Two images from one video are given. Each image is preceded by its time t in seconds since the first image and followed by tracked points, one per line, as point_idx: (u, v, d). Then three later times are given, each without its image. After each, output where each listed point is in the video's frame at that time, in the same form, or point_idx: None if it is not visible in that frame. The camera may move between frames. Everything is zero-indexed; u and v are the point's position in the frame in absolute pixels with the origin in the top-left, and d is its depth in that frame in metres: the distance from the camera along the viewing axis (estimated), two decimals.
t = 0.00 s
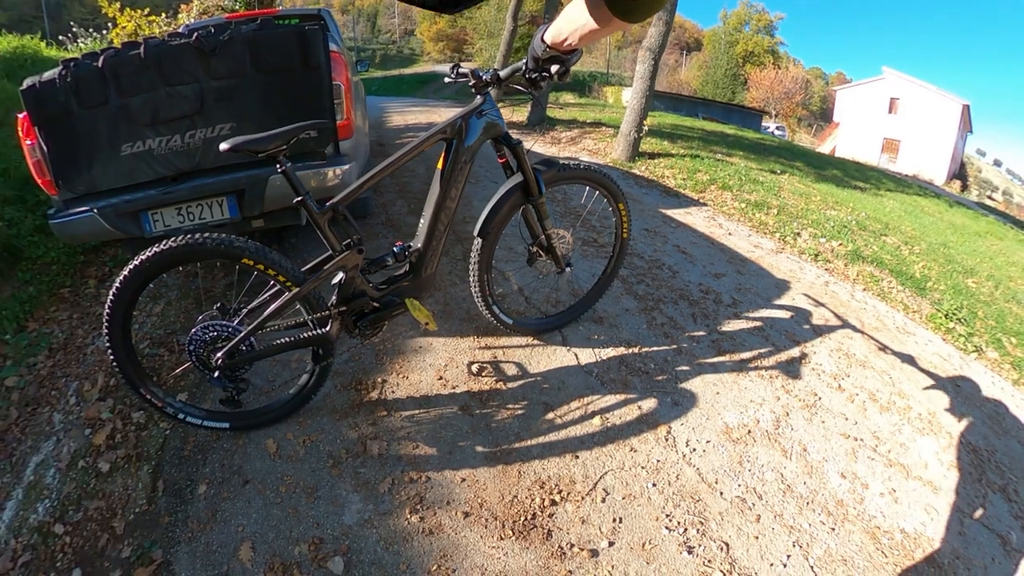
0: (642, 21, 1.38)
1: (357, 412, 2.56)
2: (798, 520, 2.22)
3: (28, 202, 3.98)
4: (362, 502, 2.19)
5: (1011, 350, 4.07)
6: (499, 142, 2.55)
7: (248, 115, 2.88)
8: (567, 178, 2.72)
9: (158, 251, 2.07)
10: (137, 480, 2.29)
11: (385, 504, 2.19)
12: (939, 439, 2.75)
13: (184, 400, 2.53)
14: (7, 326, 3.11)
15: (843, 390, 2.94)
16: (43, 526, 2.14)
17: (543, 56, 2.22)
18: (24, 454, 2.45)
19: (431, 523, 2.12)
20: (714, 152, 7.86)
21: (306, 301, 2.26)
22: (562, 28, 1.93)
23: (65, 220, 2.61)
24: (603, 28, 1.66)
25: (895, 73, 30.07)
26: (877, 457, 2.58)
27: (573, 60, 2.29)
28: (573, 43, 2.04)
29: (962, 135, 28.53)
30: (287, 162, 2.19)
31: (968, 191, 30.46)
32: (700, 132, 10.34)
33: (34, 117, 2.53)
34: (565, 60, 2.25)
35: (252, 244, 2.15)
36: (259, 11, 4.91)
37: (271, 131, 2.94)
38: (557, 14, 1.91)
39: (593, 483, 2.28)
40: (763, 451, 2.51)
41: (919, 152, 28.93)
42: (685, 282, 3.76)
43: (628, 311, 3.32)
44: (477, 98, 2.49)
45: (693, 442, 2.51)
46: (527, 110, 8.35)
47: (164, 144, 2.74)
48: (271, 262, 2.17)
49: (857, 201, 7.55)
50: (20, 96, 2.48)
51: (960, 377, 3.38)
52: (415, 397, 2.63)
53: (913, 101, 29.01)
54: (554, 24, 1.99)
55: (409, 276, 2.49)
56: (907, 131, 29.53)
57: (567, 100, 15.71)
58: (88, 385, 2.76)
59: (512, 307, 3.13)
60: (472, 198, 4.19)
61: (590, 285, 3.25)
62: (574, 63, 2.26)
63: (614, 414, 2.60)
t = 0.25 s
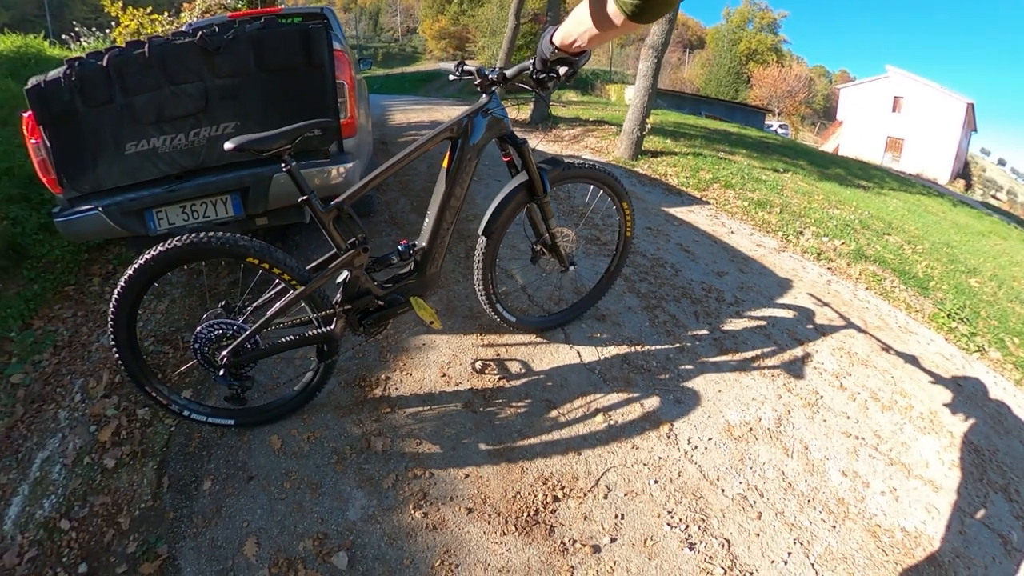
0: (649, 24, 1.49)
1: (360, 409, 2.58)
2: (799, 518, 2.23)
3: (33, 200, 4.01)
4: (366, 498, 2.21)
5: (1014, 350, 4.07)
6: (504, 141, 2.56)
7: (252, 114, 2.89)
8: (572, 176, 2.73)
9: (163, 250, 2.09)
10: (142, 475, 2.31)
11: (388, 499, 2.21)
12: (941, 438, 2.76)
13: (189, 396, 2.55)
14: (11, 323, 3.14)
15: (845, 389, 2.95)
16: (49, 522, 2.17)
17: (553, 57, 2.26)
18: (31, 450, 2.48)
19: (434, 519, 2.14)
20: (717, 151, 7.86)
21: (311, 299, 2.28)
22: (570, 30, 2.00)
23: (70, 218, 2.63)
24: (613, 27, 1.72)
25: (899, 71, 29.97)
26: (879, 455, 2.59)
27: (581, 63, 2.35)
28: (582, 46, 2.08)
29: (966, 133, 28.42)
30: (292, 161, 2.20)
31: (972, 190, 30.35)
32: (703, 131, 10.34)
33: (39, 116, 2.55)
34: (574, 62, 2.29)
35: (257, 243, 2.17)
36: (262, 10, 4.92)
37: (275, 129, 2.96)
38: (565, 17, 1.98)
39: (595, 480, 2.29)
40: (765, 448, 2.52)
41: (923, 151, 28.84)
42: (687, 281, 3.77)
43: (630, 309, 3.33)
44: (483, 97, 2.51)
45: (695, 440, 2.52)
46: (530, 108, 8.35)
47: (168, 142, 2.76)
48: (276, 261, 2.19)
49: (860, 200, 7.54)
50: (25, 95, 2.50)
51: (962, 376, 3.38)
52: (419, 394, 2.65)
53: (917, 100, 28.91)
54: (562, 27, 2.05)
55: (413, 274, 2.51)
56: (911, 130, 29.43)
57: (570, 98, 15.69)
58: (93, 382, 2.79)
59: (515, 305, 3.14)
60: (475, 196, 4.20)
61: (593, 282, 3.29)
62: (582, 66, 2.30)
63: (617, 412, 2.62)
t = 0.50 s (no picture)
0: (650, 24, 1.43)
1: (364, 403, 2.60)
2: (798, 517, 2.24)
3: (41, 196, 4.05)
4: (368, 491, 2.24)
5: (1019, 351, 4.05)
6: (507, 139, 2.58)
7: (258, 111, 2.92)
8: (576, 175, 2.74)
9: (169, 247, 2.11)
10: (148, 467, 2.34)
11: (390, 492, 2.24)
12: (942, 439, 2.76)
13: (194, 390, 2.58)
14: (20, 317, 3.18)
15: (846, 388, 2.96)
16: (56, 512, 2.20)
17: (556, 58, 2.24)
18: (38, 443, 2.52)
19: (435, 512, 2.16)
20: (722, 149, 7.84)
21: (316, 295, 2.31)
22: (572, 30, 1.96)
23: (78, 215, 2.67)
24: (614, 29, 1.68)
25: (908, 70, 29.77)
26: (879, 455, 2.60)
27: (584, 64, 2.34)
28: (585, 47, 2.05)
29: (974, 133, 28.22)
30: (297, 158, 2.22)
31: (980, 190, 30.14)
32: (709, 130, 10.31)
33: (47, 114, 2.57)
34: (577, 62, 2.27)
35: (263, 240, 2.19)
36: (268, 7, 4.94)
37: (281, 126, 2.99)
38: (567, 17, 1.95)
39: (595, 475, 2.32)
40: (765, 447, 2.54)
41: (931, 151, 28.66)
42: (690, 279, 3.78)
43: (633, 307, 3.35)
44: (486, 95, 2.52)
45: (695, 437, 2.54)
46: (535, 106, 8.36)
47: (175, 140, 2.79)
48: (281, 257, 2.21)
49: (866, 200, 7.52)
50: (33, 93, 2.52)
51: (965, 378, 3.38)
52: (422, 389, 2.68)
53: (925, 100, 28.72)
54: (565, 28, 2.02)
55: (417, 271, 2.53)
56: (919, 129, 29.24)
57: (576, 96, 15.67)
58: (100, 375, 2.83)
59: (518, 302, 3.16)
60: (479, 194, 4.22)
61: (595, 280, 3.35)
62: (586, 66, 2.28)
63: (618, 409, 2.64)
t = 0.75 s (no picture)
0: (651, 24, 1.41)
1: (368, 397, 2.63)
2: (798, 516, 2.26)
3: (51, 191, 4.10)
4: (371, 483, 2.27)
5: None
6: (513, 137, 2.60)
7: (265, 108, 2.95)
8: (581, 172, 2.76)
9: (178, 241, 2.14)
10: (155, 459, 2.38)
11: (394, 485, 2.26)
12: (946, 441, 2.76)
13: (201, 383, 2.61)
14: (29, 310, 3.23)
15: (849, 389, 2.96)
16: (64, 501, 2.23)
17: (562, 57, 2.27)
18: (48, 434, 2.56)
19: (437, 505, 2.19)
20: (729, 148, 7.82)
21: (323, 290, 2.33)
22: (577, 30, 1.99)
23: (87, 210, 2.70)
24: (620, 27, 1.71)
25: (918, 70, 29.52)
26: (882, 456, 2.60)
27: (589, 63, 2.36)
28: (589, 47, 2.08)
29: (985, 134, 27.96)
30: (305, 155, 2.24)
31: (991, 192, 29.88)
32: (716, 128, 10.28)
33: (58, 111, 2.60)
34: (582, 62, 2.30)
35: (270, 235, 2.22)
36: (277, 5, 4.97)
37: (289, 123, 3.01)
38: (572, 17, 1.98)
39: (597, 471, 2.34)
40: (766, 445, 2.55)
41: (940, 151, 28.43)
42: (695, 278, 3.79)
43: (637, 305, 3.36)
44: (492, 93, 2.54)
45: (697, 435, 2.55)
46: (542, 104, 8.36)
47: (184, 136, 2.82)
48: (289, 253, 2.24)
49: (874, 200, 7.48)
50: (44, 91, 2.54)
51: (970, 380, 3.37)
52: (426, 383, 2.71)
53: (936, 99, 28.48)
54: (570, 27, 2.05)
55: (423, 267, 2.55)
56: (928, 130, 29.01)
57: (583, 93, 15.63)
58: (108, 368, 2.87)
59: (522, 299, 3.18)
60: (485, 191, 4.24)
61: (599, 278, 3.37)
62: (590, 65, 2.31)
63: (621, 406, 2.65)
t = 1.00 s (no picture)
0: (660, 23, 1.41)
1: (377, 391, 2.66)
2: (803, 517, 2.26)
3: (65, 184, 4.16)
4: (378, 475, 2.30)
5: None
6: (524, 133, 2.61)
7: (277, 104, 2.97)
8: (590, 170, 2.76)
9: (191, 234, 2.17)
10: (164, 448, 2.42)
11: (400, 477, 2.29)
12: (953, 446, 2.74)
13: (211, 374, 2.65)
14: (43, 302, 3.26)
15: (857, 391, 2.95)
16: (75, 489, 2.28)
17: (572, 55, 2.28)
18: (60, 423, 2.60)
19: (443, 498, 2.21)
20: (739, 147, 7.78)
21: (333, 284, 2.35)
22: (585, 29, 2.00)
23: (101, 203, 2.74)
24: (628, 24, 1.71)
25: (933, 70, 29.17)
26: (888, 459, 2.59)
27: (600, 60, 2.35)
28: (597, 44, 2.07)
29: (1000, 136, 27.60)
30: (317, 150, 2.26)
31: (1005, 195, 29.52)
32: (727, 128, 10.22)
33: (73, 106, 2.64)
34: (592, 59, 2.30)
35: (282, 228, 2.24)
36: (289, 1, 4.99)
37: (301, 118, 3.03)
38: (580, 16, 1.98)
39: (602, 467, 2.35)
40: (772, 445, 2.55)
41: (954, 153, 28.10)
42: (704, 277, 3.78)
43: (645, 303, 3.36)
44: (503, 90, 2.54)
45: (703, 433, 2.56)
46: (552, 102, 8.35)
47: (196, 131, 2.85)
48: (300, 246, 2.26)
49: (885, 202, 7.42)
50: (58, 86, 2.59)
51: (979, 385, 3.35)
52: (434, 377, 2.72)
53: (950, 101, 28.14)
54: (578, 26, 2.06)
55: (432, 262, 2.57)
56: (942, 131, 28.68)
57: (593, 91, 15.58)
58: (120, 359, 2.91)
59: (530, 295, 3.19)
60: (494, 188, 4.25)
61: (608, 276, 3.37)
62: (600, 62, 2.31)
63: (628, 404, 2.66)
